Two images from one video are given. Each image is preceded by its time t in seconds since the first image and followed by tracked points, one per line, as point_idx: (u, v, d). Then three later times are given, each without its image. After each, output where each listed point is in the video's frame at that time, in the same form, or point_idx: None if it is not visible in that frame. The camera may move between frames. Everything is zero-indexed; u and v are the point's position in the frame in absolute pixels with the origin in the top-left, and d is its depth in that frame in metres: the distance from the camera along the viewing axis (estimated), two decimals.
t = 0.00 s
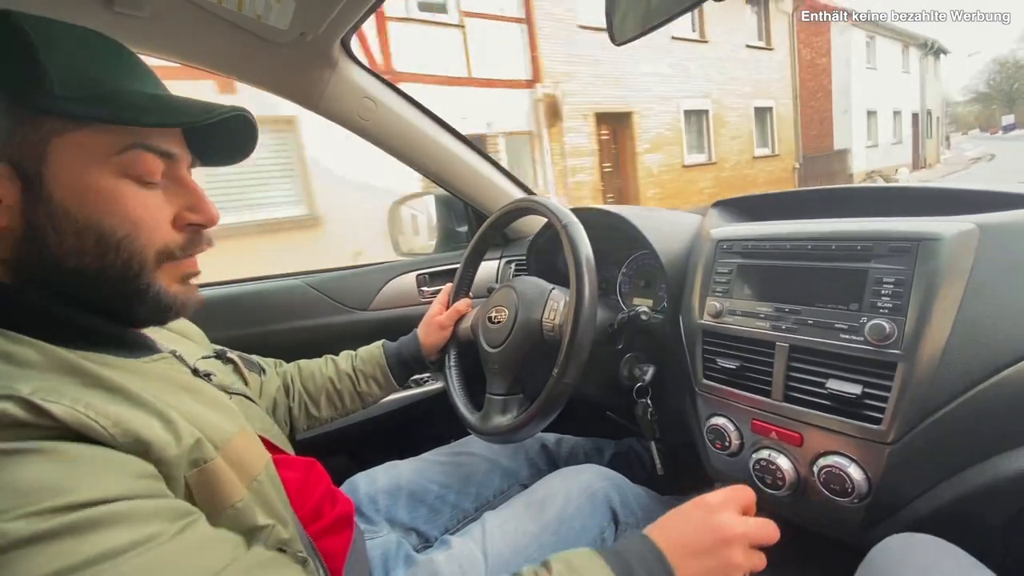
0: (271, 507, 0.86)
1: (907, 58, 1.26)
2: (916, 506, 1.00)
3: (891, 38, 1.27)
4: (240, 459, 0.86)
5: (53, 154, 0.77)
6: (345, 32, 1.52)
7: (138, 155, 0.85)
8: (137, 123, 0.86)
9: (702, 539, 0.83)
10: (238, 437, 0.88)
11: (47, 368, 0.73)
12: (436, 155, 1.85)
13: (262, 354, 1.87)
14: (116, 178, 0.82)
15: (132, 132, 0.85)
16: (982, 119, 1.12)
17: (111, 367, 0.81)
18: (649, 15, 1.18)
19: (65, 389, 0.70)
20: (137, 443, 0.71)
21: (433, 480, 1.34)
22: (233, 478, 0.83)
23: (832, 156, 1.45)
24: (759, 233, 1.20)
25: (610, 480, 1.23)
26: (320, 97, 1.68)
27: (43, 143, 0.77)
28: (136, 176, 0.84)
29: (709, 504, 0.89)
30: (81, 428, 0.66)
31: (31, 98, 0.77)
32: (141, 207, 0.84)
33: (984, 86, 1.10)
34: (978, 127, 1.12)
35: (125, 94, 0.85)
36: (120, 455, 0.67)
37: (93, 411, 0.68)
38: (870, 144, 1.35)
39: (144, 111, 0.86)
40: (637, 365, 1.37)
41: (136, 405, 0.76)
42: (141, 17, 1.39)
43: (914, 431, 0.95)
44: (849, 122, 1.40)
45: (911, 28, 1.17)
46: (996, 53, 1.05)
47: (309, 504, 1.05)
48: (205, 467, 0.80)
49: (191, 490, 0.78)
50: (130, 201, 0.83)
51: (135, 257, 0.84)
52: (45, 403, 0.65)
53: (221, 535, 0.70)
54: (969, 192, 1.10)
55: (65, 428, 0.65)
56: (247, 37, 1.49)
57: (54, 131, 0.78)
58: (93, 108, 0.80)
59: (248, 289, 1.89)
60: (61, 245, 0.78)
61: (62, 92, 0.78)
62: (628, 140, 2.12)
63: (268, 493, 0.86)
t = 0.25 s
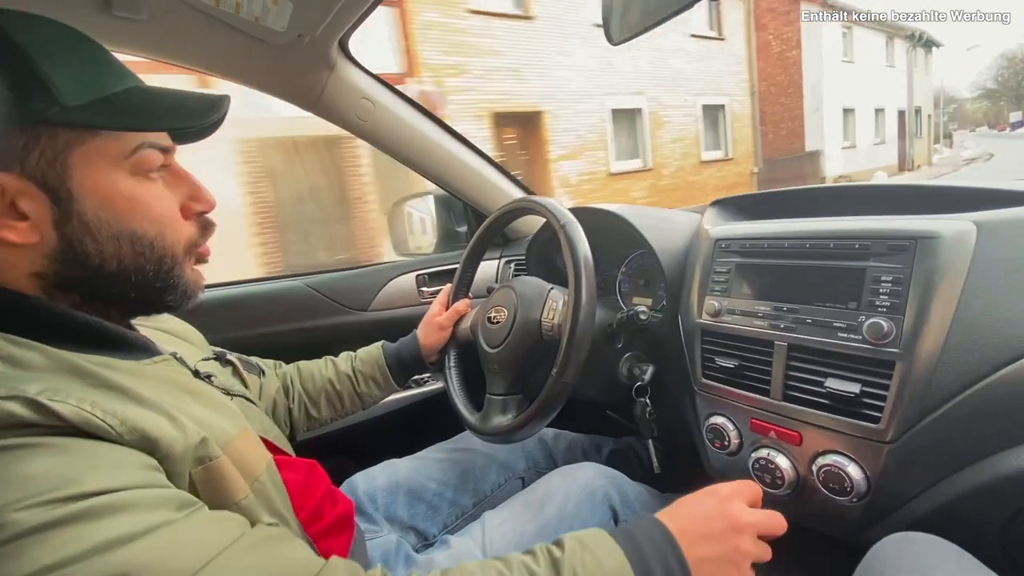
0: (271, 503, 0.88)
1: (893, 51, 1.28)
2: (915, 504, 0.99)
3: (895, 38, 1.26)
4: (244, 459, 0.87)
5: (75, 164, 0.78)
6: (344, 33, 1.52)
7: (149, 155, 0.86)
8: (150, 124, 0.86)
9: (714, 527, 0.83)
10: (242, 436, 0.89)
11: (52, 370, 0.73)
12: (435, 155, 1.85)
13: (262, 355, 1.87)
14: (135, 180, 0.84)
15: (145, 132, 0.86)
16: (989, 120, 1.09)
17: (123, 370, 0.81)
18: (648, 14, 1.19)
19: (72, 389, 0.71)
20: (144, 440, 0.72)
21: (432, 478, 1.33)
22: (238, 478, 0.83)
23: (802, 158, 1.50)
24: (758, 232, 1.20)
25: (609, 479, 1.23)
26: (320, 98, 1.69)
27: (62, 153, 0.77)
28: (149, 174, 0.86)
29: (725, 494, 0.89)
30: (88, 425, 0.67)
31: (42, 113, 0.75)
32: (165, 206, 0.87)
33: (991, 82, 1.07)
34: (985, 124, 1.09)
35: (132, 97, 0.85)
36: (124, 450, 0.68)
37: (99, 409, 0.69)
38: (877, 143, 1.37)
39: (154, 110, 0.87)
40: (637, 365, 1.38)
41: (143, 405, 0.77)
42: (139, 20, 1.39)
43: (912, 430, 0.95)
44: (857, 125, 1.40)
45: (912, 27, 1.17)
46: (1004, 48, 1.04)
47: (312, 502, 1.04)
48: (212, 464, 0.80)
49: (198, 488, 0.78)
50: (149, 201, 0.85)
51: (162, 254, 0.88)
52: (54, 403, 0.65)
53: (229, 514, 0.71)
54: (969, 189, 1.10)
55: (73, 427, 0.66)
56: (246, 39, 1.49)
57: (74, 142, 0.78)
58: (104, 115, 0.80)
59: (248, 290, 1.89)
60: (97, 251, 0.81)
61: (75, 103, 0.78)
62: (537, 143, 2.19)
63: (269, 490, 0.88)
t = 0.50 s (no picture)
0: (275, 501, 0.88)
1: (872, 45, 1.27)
2: (920, 507, 0.99)
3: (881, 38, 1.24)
4: (247, 457, 0.87)
5: (66, 162, 0.78)
6: (347, 33, 1.52)
7: (143, 153, 0.86)
8: (143, 122, 0.85)
9: (716, 531, 0.83)
10: (244, 436, 0.89)
11: (57, 368, 0.73)
12: (438, 155, 1.85)
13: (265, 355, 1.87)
14: (128, 179, 0.84)
15: (137, 130, 0.86)
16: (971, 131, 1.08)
17: (126, 368, 0.81)
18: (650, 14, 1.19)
19: (75, 387, 0.71)
20: (148, 439, 0.72)
21: (433, 476, 1.33)
22: (241, 477, 0.83)
23: (759, 164, 1.58)
24: (762, 232, 1.20)
25: (611, 478, 1.23)
26: (323, 97, 1.68)
27: (52, 151, 0.77)
28: (142, 172, 0.86)
29: (728, 497, 0.89)
30: (91, 425, 0.67)
31: (32, 111, 0.75)
32: (158, 205, 0.87)
33: (1002, 82, 1.02)
34: (996, 126, 1.05)
35: (125, 94, 0.83)
36: (129, 449, 0.68)
37: (102, 408, 0.69)
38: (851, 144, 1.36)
39: (147, 108, 0.86)
40: (641, 365, 1.37)
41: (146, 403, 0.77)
42: (143, 19, 1.39)
43: (918, 432, 0.95)
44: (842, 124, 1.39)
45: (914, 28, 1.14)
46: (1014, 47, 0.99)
47: (315, 502, 1.04)
48: (215, 464, 0.80)
49: (202, 488, 0.78)
50: (143, 200, 0.85)
51: (156, 254, 0.87)
52: (58, 403, 0.65)
53: (233, 518, 0.71)
54: (976, 190, 1.09)
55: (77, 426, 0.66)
56: (249, 38, 1.49)
57: (63, 140, 0.77)
58: (94, 112, 0.80)
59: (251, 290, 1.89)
60: (88, 250, 0.80)
61: (62, 99, 0.77)
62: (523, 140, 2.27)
63: (274, 488, 0.88)
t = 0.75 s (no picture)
0: (277, 496, 0.88)
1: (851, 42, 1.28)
2: (924, 509, 0.99)
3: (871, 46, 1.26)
4: (251, 454, 0.87)
5: (73, 157, 0.78)
6: (352, 30, 1.52)
7: (151, 148, 0.86)
8: (152, 116, 0.85)
9: (717, 532, 0.83)
10: (248, 432, 0.89)
11: (64, 363, 0.73)
12: (441, 154, 1.85)
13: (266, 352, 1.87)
14: (135, 175, 0.84)
15: (146, 126, 0.86)
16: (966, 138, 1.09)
17: (130, 364, 0.81)
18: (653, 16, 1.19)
19: (82, 382, 0.71)
20: (156, 435, 0.72)
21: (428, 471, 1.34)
22: (245, 473, 0.83)
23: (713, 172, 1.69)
24: (765, 233, 1.20)
25: (612, 477, 1.23)
26: (326, 95, 1.68)
27: (60, 146, 0.77)
28: (150, 169, 0.86)
29: (730, 499, 0.89)
30: (101, 420, 0.67)
31: (41, 105, 0.75)
32: (164, 199, 0.87)
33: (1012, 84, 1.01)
34: (1007, 128, 1.05)
35: (136, 88, 0.83)
36: (138, 445, 0.68)
37: (113, 404, 0.69)
38: (825, 150, 1.44)
39: (157, 103, 0.86)
40: (643, 366, 1.37)
41: (152, 400, 0.77)
42: (148, 16, 1.39)
43: (921, 434, 0.95)
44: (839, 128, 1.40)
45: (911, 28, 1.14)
46: None
47: (318, 500, 1.04)
48: (221, 461, 0.80)
49: (207, 485, 0.78)
50: (150, 196, 0.85)
51: (161, 251, 0.87)
52: (70, 398, 0.65)
53: (239, 515, 0.71)
54: (979, 192, 1.09)
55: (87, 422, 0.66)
56: (253, 36, 1.49)
57: (70, 135, 0.78)
58: (105, 106, 0.80)
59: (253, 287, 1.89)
60: (95, 245, 0.80)
61: (70, 94, 0.76)
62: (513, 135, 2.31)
63: (277, 485, 0.88)
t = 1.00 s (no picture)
0: (273, 500, 0.87)
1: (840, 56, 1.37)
2: (923, 517, 0.98)
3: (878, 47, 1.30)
4: (247, 456, 0.86)
5: (77, 158, 0.78)
6: (354, 33, 1.52)
7: (155, 152, 0.86)
8: (154, 119, 0.85)
9: (714, 538, 0.82)
10: (245, 435, 0.88)
11: (61, 365, 0.73)
12: (441, 156, 1.84)
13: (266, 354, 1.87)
14: (138, 176, 0.84)
15: (148, 129, 0.86)
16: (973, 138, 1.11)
17: (126, 366, 0.81)
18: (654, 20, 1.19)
19: (77, 384, 0.71)
20: (152, 438, 0.72)
21: (426, 474, 1.34)
22: (241, 476, 0.83)
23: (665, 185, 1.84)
24: (766, 238, 1.19)
25: (610, 482, 1.22)
26: (327, 98, 1.68)
27: (66, 148, 0.77)
28: (153, 170, 0.86)
29: (727, 505, 0.88)
30: (97, 423, 0.67)
31: (48, 109, 0.75)
32: (168, 201, 0.87)
33: None
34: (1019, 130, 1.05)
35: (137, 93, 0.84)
36: (131, 448, 0.68)
37: (110, 407, 0.69)
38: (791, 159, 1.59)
39: (159, 107, 0.86)
40: (642, 368, 1.37)
41: (148, 402, 0.76)
42: (151, 18, 1.39)
43: (922, 441, 0.94)
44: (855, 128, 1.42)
45: (912, 28, 1.19)
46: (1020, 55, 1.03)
47: (314, 502, 1.04)
48: (216, 463, 0.79)
49: (201, 488, 0.78)
50: (153, 197, 0.85)
51: (163, 249, 0.87)
52: (67, 400, 0.65)
53: (233, 520, 0.70)
54: (981, 197, 1.08)
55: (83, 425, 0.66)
56: (255, 38, 1.49)
57: (77, 137, 0.78)
58: (110, 110, 0.80)
59: (254, 287, 1.89)
60: (98, 246, 0.80)
61: (78, 99, 0.77)
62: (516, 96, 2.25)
63: (274, 488, 0.87)
